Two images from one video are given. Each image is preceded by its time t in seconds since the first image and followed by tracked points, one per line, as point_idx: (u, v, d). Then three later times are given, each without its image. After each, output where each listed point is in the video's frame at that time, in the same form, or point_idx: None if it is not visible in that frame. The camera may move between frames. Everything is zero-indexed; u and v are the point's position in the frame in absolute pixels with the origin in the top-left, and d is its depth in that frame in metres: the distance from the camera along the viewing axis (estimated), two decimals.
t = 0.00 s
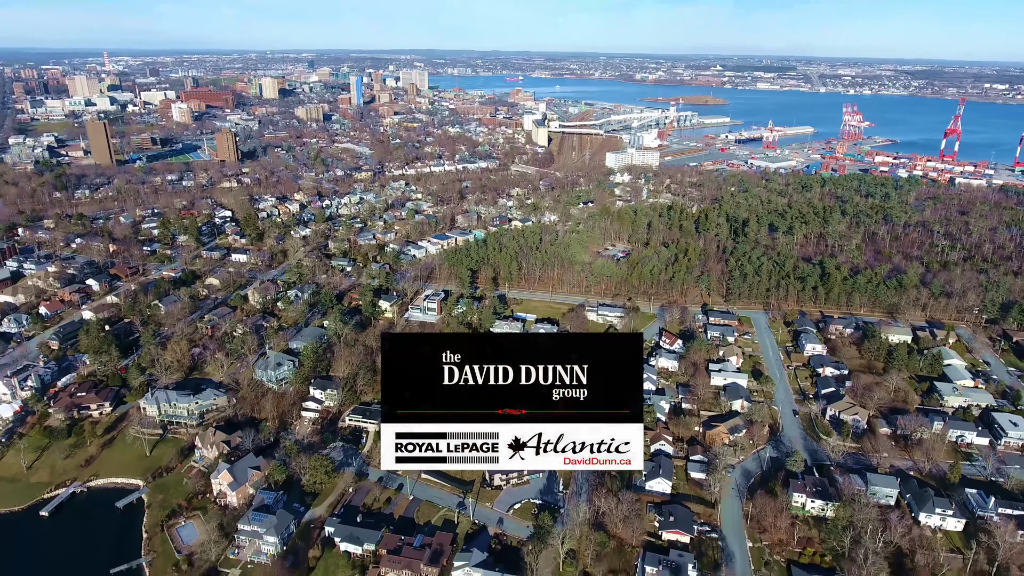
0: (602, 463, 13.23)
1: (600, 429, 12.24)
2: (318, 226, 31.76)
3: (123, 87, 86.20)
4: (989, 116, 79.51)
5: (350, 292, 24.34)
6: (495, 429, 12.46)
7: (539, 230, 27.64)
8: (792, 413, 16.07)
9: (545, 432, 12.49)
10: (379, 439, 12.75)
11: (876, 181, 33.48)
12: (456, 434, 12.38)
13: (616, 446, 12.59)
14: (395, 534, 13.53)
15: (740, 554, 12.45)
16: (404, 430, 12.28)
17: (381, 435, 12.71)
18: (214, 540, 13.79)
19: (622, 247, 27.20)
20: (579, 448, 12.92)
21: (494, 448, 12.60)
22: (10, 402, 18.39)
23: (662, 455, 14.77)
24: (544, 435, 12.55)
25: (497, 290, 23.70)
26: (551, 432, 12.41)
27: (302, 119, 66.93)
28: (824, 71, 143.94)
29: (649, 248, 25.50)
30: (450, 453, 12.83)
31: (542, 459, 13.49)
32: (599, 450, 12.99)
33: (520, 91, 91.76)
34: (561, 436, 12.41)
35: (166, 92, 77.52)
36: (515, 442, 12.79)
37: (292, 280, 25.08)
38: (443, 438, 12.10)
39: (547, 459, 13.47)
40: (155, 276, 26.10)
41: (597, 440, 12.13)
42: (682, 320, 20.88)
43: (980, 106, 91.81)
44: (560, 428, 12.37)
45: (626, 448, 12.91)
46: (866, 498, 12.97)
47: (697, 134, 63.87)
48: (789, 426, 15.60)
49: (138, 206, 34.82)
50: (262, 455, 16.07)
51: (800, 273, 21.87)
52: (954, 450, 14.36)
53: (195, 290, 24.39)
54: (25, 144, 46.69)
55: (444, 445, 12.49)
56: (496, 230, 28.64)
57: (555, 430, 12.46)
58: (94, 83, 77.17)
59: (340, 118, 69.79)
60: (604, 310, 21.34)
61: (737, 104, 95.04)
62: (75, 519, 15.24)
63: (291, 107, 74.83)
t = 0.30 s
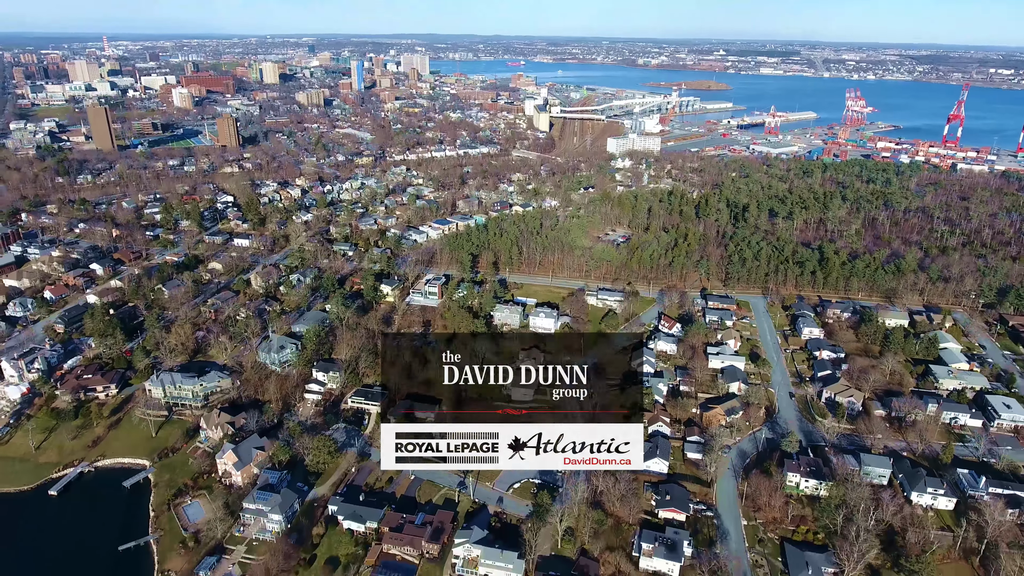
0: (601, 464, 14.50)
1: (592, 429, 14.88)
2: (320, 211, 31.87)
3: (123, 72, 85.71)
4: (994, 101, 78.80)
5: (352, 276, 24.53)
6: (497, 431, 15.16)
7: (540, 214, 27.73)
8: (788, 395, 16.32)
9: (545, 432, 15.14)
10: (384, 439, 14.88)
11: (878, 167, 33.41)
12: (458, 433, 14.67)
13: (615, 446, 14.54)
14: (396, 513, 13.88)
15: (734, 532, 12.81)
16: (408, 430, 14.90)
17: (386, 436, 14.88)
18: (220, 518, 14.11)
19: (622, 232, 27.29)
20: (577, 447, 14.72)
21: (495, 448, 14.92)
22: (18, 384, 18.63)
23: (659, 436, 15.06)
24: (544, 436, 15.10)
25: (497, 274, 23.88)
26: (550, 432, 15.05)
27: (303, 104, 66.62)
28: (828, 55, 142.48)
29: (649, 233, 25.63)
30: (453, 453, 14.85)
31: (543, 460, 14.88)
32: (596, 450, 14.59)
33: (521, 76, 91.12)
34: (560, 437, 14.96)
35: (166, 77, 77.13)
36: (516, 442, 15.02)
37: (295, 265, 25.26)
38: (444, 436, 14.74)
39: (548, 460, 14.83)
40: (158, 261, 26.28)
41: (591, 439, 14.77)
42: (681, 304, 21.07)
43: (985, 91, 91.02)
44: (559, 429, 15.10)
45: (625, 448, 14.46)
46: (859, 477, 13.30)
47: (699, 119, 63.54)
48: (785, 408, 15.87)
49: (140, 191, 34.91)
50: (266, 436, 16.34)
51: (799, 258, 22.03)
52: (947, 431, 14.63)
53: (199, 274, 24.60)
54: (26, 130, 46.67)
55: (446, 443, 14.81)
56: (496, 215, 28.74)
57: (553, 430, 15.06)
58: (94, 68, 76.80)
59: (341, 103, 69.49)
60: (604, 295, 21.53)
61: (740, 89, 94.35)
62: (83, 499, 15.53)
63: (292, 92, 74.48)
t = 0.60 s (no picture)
0: (601, 463, 14.50)
1: (591, 430, 15.27)
2: (321, 196, 31.96)
3: (122, 57, 85.21)
4: (999, 86, 78.15)
5: (353, 261, 24.70)
6: (497, 432, 15.60)
7: (540, 199, 27.81)
8: (784, 378, 16.57)
9: (545, 433, 15.46)
10: (384, 438, 15.42)
11: (879, 152, 33.35)
12: (458, 432, 15.58)
13: (615, 446, 14.83)
14: (398, 491, 14.16)
15: (730, 511, 13.09)
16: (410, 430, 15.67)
17: (386, 435, 15.51)
18: (226, 497, 14.40)
19: (622, 217, 27.38)
20: (577, 446, 14.95)
21: (495, 448, 15.18)
22: (24, 366, 18.89)
23: (657, 417, 15.33)
24: (544, 437, 15.39)
25: (498, 259, 24.02)
26: (550, 433, 15.39)
27: (303, 89, 66.34)
28: (832, 40, 141.13)
29: (649, 218, 25.73)
30: (453, 453, 15.21)
31: (543, 459, 14.84)
32: (596, 450, 14.81)
33: (522, 60, 90.47)
34: (560, 436, 15.27)
35: (166, 62, 76.67)
36: (516, 441, 15.29)
37: (296, 249, 25.40)
38: (445, 436, 15.63)
39: (548, 459, 14.81)
40: (161, 246, 26.44)
41: (591, 439, 15.07)
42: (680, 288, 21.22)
43: (989, 75, 90.30)
44: (559, 429, 15.47)
45: (625, 447, 14.74)
46: (854, 456, 13.55)
47: (701, 104, 63.21)
48: (781, 390, 16.12)
49: (141, 176, 34.97)
50: (269, 417, 16.58)
51: (797, 243, 22.17)
52: (940, 413, 14.88)
53: (201, 259, 24.77)
54: (26, 115, 46.59)
55: (446, 443, 15.41)
56: (497, 200, 28.82)
57: (553, 431, 15.42)
58: (93, 53, 76.38)
59: (341, 88, 69.18)
60: (603, 279, 21.71)
61: (742, 73, 93.69)
62: (90, 478, 15.85)
63: (291, 77, 74.11)
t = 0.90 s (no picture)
0: (602, 463, 14.33)
1: (591, 431, 15.14)
2: (322, 180, 32.02)
3: (121, 42, 84.62)
4: (1003, 71, 77.53)
5: (354, 245, 24.84)
6: (497, 433, 15.45)
7: (540, 184, 27.88)
8: (781, 360, 16.83)
9: (545, 434, 15.30)
10: (385, 437, 15.29)
11: (880, 137, 33.29)
12: (458, 433, 15.51)
13: (615, 446, 14.68)
14: (399, 470, 14.45)
15: (725, 489, 13.39)
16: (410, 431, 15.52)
17: (387, 435, 15.37)
18: (230, 476, 14.70)
19: (622, 202, 27.46)
20: (576, 446, 14.81)
21: (495, 449, 14.97)
22: (30, 349, 19.12)
23: (654, 399, 15.58)
24: (544, 437, 15.23)
25: (498, 243, 24.14)
26: (550, 433, 15.26)
27: (303, 74, 65.95)
28: (836, 24, 139.68)
29: (648, 202, 25.84)
30: (453, 452, 15.00)
31: (543, 459, 14.61)
32: (596, 450, 14.65)
33: (523, 43, 89.65)
34: (560, 437, 15.14)
35: (165, 46, 76.17)
36: (516, 442, 15.13)
37: (298, 233, 25.54)
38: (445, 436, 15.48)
39: (548, 459, 14.59)
40: (163, 230, 26.56)
41: (591, 439, 14.94)
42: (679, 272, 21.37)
43: (993, 60, 89.59)
44: (558, 430, 15.33)
45: (625, 447, 14.60)
46: (847, 436, 13.85)
47: (702, 89, 62.86)
48: (777, 372, 16.39)
49: (142, 161, 34.99)
50: (272, 399, 16.82)
51: (796, 228, 22.31)
52: (934, 394, 15.14)
53: (203, 244, 24.93)
54: (26, 100, 46.49)
55: (446, 442, 15.23)
56: (497, 185, 28.88)
57: (553, 431, 15.29)
58: (92, 38, 75.92)
59: (342, 73, 68.81)
60: (602, 263, 21.85)
61: (744, 58, 92.98)
62: (94, 462, 16.03)
63: (291, 62, 73.68)
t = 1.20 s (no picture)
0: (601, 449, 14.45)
1: (591, 431, 14.87)
2: (322, 165, 32.08)
3: (119, 26, 84.00)
4: (1008, 55, 76.78)
5: (355, 229, 24.97)
6: (497, 433, 15.23)
7: (540, 168, 27.93)
8: (778, 343, 17.07)
9: (545, 433, 15.08)
10: (385, 437, 15.04)
11: (882, 121, 33.21)
12: (459, 434, 15.26)
13: (615, 446, 14.44)
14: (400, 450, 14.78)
15: (720, 468, 13.67)
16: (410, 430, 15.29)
17: (387, 435, 15.12)
18: (235, 455, 14.97)
19: (621, 186, 27.53)
20: (576, 446, 14.58)
21: (495, 449, 14.73)
22: (35, 332, 19.33)
23: (651, 380, 15.83)
24: (544, 436, 15.01)
25: (498, 228, 24.26)
26: (550, 433, 15.03)
27: (303, 59, 65.55)
28: (840, 8, 138.15)
29: (648, 187, 25.92)
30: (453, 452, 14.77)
31: (542, 459, 14.38)
32: (596, 450, 14.40)
33: (524, 27, 88.93)
34: (560, 437, 14.90)
35: (164, 31, 75.57)
36: (516, 442, 14.89)
37: (299, 218, 25.67)
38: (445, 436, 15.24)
39: (547, 458, 14.36)
40: (165, 215, 26.69)
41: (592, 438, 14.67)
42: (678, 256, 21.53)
43: (998, 45, 88.79)
44: (558, 430, 15.08)
45: (625, 447, 14.35)
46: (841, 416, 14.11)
47: (704, 73, 62.47)
48: (773, 355, 16.64)
49: (143, 146, 35.00)
50: (275, 380, 17.07)
51: (795, 212, 22.43)
52: (928, 375, 15.39)
53: (205, 228, 25.09)
54: (26, 85, 46.37)
55: (447, 443, 15.00)
56: (497, 169, 28.92)
57: (553, 431, 15.05)
58: (91, 23, 75.37)
59: (341, 57, 68.38)
60: (602, 248, 21.99)
61: (747, 42, 92.15)
62: (95, 457, 15.92)
63: (291, 46, 73.21)
